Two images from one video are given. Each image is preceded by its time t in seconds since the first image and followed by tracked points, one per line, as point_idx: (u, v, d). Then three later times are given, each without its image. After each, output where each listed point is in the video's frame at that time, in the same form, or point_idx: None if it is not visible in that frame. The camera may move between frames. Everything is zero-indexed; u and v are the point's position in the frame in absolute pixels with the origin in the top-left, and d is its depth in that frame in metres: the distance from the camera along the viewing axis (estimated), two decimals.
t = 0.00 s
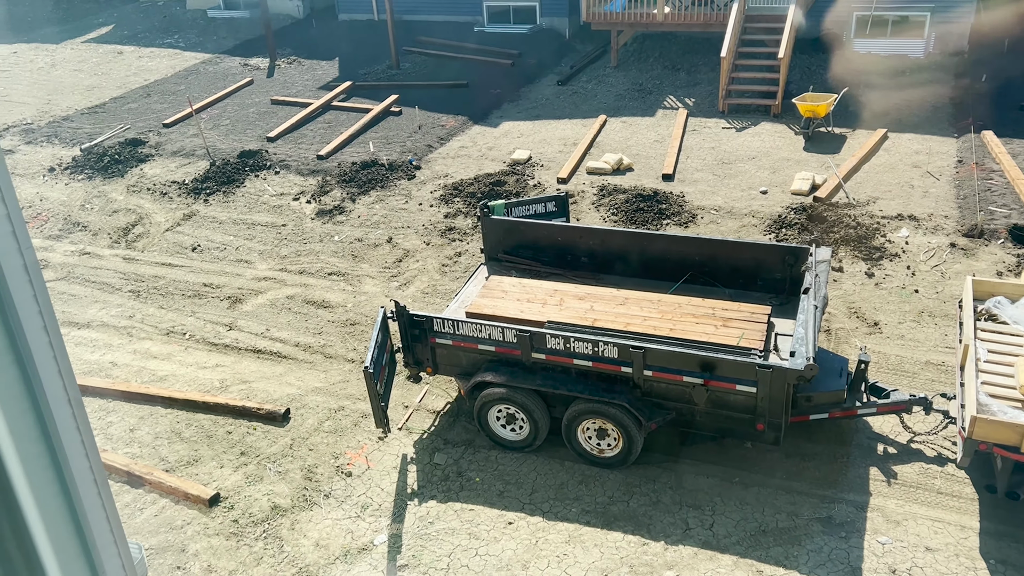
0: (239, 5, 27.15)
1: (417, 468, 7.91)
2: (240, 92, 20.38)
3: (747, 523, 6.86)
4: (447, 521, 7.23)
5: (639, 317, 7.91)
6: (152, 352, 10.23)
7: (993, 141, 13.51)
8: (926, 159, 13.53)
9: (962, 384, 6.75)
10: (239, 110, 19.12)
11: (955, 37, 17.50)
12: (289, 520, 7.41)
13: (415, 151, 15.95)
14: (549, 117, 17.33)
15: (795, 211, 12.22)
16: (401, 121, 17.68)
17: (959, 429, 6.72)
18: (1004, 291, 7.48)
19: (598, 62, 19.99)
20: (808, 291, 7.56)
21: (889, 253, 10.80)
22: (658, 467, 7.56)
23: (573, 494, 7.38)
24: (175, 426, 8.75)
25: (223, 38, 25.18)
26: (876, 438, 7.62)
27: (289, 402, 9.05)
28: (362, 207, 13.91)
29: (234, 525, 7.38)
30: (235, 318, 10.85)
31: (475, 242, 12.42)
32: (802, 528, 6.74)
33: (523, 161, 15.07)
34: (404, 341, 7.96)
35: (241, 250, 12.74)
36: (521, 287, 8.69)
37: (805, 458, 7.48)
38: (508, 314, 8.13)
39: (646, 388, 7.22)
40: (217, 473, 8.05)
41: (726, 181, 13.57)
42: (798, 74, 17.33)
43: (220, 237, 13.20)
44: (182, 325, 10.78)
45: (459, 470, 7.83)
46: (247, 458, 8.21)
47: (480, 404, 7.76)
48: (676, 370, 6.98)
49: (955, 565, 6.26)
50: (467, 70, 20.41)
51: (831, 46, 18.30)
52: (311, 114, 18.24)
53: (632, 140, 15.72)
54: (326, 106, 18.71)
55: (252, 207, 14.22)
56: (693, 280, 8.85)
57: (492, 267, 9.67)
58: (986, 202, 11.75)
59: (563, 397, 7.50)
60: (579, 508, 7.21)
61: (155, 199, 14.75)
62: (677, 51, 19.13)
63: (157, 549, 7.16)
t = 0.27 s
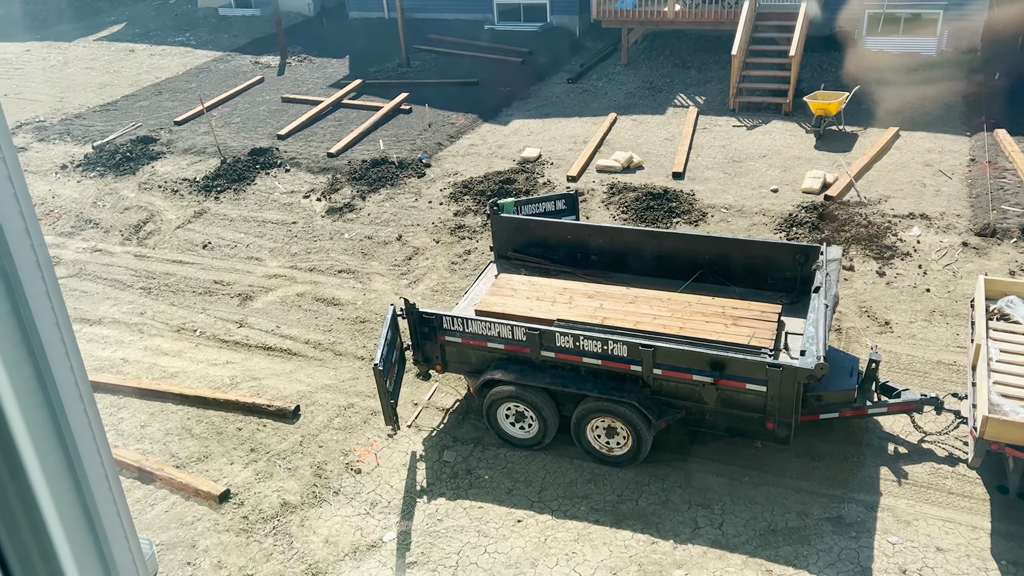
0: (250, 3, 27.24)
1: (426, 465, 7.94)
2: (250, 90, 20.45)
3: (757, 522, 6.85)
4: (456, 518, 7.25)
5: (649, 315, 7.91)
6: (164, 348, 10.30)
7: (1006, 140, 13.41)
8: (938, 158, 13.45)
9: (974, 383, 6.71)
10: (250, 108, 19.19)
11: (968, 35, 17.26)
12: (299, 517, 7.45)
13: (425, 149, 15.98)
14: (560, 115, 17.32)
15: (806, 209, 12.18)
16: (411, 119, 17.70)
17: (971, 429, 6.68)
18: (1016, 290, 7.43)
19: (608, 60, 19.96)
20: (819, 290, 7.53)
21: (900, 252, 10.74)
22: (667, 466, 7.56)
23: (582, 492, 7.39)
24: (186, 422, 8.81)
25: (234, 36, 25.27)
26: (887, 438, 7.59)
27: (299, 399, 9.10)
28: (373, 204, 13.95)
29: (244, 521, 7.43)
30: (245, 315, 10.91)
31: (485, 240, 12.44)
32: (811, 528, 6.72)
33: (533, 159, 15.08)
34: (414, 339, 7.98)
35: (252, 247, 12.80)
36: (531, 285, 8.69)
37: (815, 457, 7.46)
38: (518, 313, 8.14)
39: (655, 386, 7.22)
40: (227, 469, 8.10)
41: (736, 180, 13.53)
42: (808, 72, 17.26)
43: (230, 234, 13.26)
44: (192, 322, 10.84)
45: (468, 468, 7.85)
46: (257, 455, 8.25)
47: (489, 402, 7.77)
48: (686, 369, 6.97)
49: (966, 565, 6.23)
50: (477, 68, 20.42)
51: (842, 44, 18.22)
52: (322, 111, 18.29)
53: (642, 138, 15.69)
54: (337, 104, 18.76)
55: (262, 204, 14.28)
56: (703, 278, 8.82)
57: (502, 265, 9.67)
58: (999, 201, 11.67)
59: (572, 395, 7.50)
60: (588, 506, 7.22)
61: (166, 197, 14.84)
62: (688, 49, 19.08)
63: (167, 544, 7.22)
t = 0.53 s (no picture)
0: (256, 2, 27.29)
1: (432, 463, 7.95)
2: (257, 89, 20.49)
3: (763, 521, 6.83)
4: (462, 516, 7.26)
5: (655, 313, 7.90)
6: (170, 346, 10.33)
7: (1014, 137, 13.35)
8: (946, 156, 13.39)
9: (982, 382, 6.69)
10: (256, 106, 19.22)
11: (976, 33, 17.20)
12: (305, 514, 7.47)
13: (431, 147, 15.99)
14: (566, 113, 17.30)
15: (813, 207, 12.14)
16: (417, 117, 17.71)
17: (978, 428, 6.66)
18: None
19: (614, 57, 19.93)
20: (826, 288, 7.51)
21: (907, 250, 10.70)
22: (673, 464, 7.55)
23: (588, 490, 7.39)
24: (192, 420, 8.84)
25: (240, 35, 25.32)
26: (894, 437, 7.57)
27: (305, 396, 9.12)
28: (379, 203, 13.96)
29: (251, 519, 7.45)
30: (251, 313, 10.93)
31: (491, 238, 12.44)
32: (818, 527, 6.71)
33: (539, 157, 15.07)
34: (420, 337, 8.00)
35: (258, 245, 12.83)
36: (537, 283, 8.69)
37: (822, 455, 7.44)
38: (523, 311, 8.14)
39: (662, 385, 7.21)
40: (233, 466, 8.12)
41: (743, 177, 13.50)
42: (815, 69, 17.20)
43: (237, 233, 13.29)
44: (199, 320, 10.88)
45: (474, 465, 7.86)
46: (264, 452, 8.28)
47: (495, 400, 7.78)
48: (692, 367, 6.96)
49: (973, 564, 6.21)
50: (483, 66, 20.42)
51: (850, 41, 18.15)
52: (328, 110, 18.31)
53: (648, 136, 15.67)
54: (343, 102, 18.78)
55: (269, 202, 14.31)
56: (709, 276, 8.81)
57: (508, 263, 9.67)
58: (1007, 199, 11.62)
59: (578, 393, 7.50)
60: (593, 505, 7.22)
61: (173, 195, 14.88)
62: (695, 46, 19.04)
63: (174, 542, 7.24)
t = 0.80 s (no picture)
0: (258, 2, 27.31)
1: (435, 463, 7.95)
2: (258, 89, 20.50)
3: (766, 520, 6.83)
4: (464, 515, 7.26)
5: (657, 313, 7.89)
6: (173, 346, 10.34)
7: (1017, 135, 13.32)
8: (948, 154, 13.37)
9: (985, 380, 6.67)
10: (258, 106, 19.24)
11: (977, 30, 17.22)
12: (308, 514, 7.47)
13: (432, 147, 15.99)
14: (567, 112, 17.29)
15: (815, 206, 12.13)
16: (419, 117, 17.72)
17: (982, 426, 6.65)
18: None
19: (616, 56, 19.91)
20: (828, 287, 7.50)
21: (910, 248, 10.69)
22: (676, 464, 7.55)
23: (590, 490, 7.38)
24: (195, 420, 8.84)
25: (242, 35, 25.34)
26: (897, 435, 7.56)
27: (307, 396, 9.12)
28: (381, 202, 13.96)
29: (254, 518, 7.46)
30: (253, 313, 10.94)
31: (493, 237, 12.44)
32: (821, 525, 6.70)
33: (540, 157, 15.07)
34: (422, 337, 7.99)
35: (260, 245, 12.84)
36: (539, 283, 8.69)
37: (825, 454, 7.44)
38: (525, 310, 8.13)
39: (664, 384, 7.21)
40: (236, 466, 8.13)
41: (745, 176, 13.48)
42: (817, 68, 17.18)
43: (239, 233, 13.30)
44: (201, 320, 10.88)
45: (476, 465, 7.86)
46: (266, 452, 8.28)
47: (497, 399, 7.78)
48: (694, 366, 6.96)
49: (976, 563, 6.20)
50: (484, 65, 20.41)
51: (851, 39, 18.12)
52: (329, 110, 18.32)
53: (650, 135, 15.65)
54: (345, 102, 18.79)
55: (271, 203, 14.32)
56: (711, 275, 8.79)
57: (509, 262, 9.67)
58: (1010, 197, 11.60)
59: (580, 392, 7.50)
60: (596, 504, 7.21)
61: (175, 195, 14.89)
62: (696, 45, 19.02)
63: (177, 541, 7.25)
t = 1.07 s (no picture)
0: (254, 4, 27.30)
1: (433, 465, 7.94)
2: (255, 91, 20.50)
3: (765, 519, 6.83)
4: (463, 517, 7.26)
5: (655, 313, 7.90)
6: (170, 349, 10.33)
7: (1013, 134, 13.36)
8: (945, 153, 13.40)
9: (983, 379, 6.68)
10: (254, 109, 19.23)
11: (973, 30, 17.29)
12: (306, 516, 7.46)
13: (429, 148, 15.99)
14: (564, 113, 17.30)
15: (812, 206, 12.14)
16: (416, 118, 17.72)
17: (979, 424, 6.66)
18: None
19: (612, 57, 19.93)
20: (825, 286, 7.51)
21: (907, 248, 10.70)
22: (674, 464, 7.55)
23: (589, 491, 7.38)
24: (192, 423, 8.83)
25: (238, 38, 25.33)
26: (895, 434, 7.57)
27: (305, 399, 9.11)
28: (378, 204, 13.96)
29: (252, 521, 7.44)
30: (251, 315, 10.93)
31: (490, 239, 12.44)
32: (820, 525, 6.70)
33: (537, 158, 15.08)
34: (419, 338, 7.99)
35: (258, 247, 12.84)
36: (536, 284, 8.69)
37: (823, 454, 7.44)
38: (523, 311, 8.13)
39: (662, 384, 7.21)
40: (234, 469, 8.12)
41: (742, 177, 13.50)
42: (813, 68, 17.22)
43: (236, 235, 13.29)
44: (199, 323, 10.87)
45: (475, 466, 7.85)
46: (264, 455, 8.27)
47: (495, 401, 7.78)
48: (692, 366, 6.96)
49: (975, 561, 6.21)
50: (480, 67, 20.42)
51: (847, 39, 18.16)
52: (326, 112, 18.31)
53: (647, 136, 15.67)
54: (341, 104, 18.78)
55: (268, 205, 14.32)
56: (709, 276, 8.80)
57: (507, 263, 9.67)
58: (1006, 196, 11.62)
59: (578, 393, 7.50)
60: (594, 505, 7.21)
61: (172, 198, 14.88)
62: (692, 46, 19.06)
63: (175, 545, 7.24)
